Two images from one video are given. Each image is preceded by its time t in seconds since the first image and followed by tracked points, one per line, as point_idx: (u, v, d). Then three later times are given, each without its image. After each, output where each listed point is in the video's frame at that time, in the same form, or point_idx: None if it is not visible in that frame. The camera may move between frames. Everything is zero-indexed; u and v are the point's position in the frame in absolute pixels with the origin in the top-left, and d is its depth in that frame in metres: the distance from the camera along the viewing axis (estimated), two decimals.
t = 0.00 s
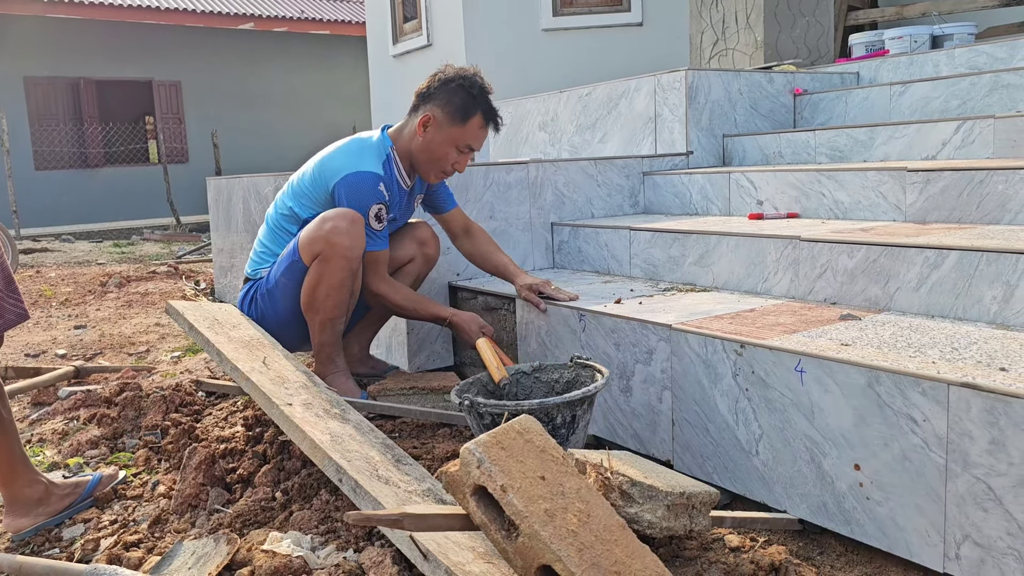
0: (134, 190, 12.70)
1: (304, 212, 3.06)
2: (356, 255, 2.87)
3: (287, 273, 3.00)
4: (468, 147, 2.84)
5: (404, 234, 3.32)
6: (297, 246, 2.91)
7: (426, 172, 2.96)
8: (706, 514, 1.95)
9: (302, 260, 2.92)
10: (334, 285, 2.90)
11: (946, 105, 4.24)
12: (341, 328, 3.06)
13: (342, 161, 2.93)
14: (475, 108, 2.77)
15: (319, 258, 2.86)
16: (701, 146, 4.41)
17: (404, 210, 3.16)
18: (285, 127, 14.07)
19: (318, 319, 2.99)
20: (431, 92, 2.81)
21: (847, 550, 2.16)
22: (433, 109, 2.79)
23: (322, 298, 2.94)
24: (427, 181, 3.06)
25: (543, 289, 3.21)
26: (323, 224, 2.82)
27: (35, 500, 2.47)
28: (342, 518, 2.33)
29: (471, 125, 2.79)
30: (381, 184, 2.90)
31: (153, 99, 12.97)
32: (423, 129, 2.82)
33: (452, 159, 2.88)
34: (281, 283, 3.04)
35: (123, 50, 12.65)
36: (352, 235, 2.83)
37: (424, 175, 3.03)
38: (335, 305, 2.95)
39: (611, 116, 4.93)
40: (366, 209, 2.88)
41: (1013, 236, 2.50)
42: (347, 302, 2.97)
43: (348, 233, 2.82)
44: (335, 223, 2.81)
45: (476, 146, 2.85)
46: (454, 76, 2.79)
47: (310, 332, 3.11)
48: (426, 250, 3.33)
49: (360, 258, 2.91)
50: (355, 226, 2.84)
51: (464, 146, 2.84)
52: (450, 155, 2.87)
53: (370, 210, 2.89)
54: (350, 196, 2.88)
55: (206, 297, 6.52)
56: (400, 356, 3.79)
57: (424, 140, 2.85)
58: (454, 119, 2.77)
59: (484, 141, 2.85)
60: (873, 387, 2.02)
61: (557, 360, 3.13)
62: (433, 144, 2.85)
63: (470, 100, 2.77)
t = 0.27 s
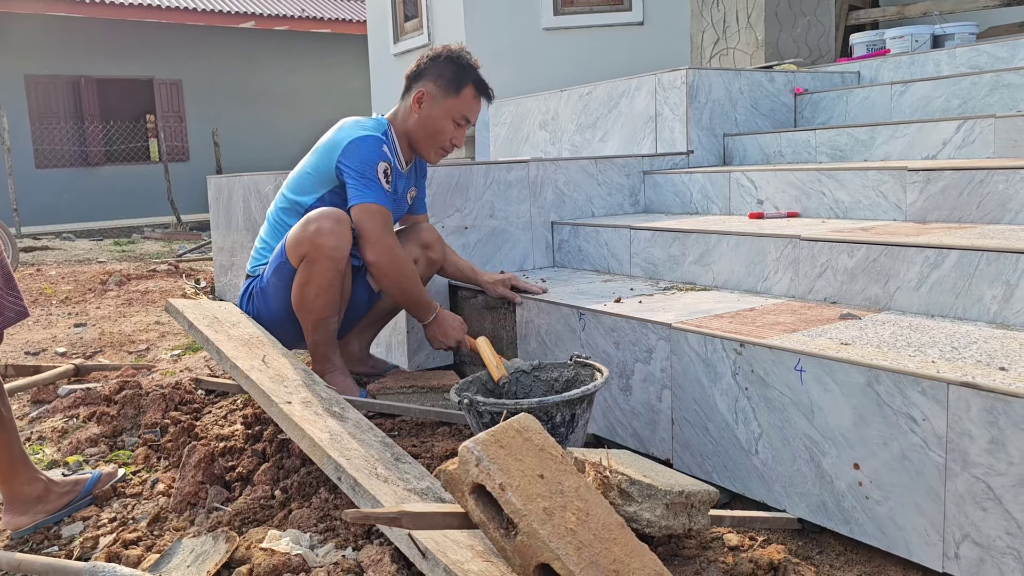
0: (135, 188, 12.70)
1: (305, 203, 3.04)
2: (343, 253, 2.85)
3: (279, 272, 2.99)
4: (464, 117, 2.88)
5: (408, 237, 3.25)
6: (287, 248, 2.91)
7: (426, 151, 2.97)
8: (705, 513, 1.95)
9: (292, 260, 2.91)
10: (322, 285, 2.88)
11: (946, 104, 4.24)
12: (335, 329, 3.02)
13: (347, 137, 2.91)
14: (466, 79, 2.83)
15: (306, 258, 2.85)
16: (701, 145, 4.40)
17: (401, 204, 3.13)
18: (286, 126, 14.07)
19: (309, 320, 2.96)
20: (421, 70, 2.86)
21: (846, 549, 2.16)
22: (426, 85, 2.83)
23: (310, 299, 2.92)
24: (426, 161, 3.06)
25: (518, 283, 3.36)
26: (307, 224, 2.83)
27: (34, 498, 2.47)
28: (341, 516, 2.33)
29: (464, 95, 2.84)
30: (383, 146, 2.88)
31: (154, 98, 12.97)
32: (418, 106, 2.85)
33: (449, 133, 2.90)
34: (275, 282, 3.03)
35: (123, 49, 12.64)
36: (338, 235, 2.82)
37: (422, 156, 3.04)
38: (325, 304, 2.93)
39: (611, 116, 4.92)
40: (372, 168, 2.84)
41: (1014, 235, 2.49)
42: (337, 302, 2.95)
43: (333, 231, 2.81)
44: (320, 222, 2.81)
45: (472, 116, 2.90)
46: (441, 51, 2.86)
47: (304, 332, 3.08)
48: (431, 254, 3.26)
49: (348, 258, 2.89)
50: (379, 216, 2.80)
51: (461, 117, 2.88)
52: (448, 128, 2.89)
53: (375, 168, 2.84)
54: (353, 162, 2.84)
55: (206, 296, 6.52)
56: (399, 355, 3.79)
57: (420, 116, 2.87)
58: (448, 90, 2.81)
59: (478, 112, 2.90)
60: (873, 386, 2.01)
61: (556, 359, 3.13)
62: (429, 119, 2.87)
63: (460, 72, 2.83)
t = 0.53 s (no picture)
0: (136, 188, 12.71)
1: (308, 200, 3.05)
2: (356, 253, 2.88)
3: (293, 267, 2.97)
4: (460, 103, 2.85)
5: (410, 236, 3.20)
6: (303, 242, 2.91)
7: (425, 141, 2.94)
8: (705, 514, 1.95)
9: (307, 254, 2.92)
10: (333, 281, 2.90)
11: (948, 105, 4.23)
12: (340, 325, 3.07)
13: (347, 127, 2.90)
14: (458, 65, 2.82)
15: (321, 252, 2.87)
16: (702, 145, 4.39)
17: (399, 202, 3.11)
18: (287, 125, 14.07)
19: (315, 313, 3.00)
20: (413, 63, 2.87)
21: (848, 551, 2.16)
22: (418, 76, 2.83)
23: (318, 293, 2.94)
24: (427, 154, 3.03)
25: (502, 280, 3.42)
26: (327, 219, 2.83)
27: (34, 497, 2.47)
28: (340, 516, 2.32)
29: (457, 80, 2.82)
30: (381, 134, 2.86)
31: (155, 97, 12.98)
32: (412, 96, 2.84)
33: (446, 121, 2.88)
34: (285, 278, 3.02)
35: (125, 48, 12.64)
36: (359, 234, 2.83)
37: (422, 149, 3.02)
38: (333, 301, 2.96)
39: (612, 116, 4.92)
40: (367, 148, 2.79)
41: (1016, 236, 2.48)
42: (346, 299, 2.98)
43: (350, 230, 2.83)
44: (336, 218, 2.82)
45: (467, 102, 2.87)
46: (431, 42, 2.87)
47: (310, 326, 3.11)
48: (432, 254, 3.24)
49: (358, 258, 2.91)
50: (366, 191, 2.67)
51: (456, 104, 2.86)
52: (445, 116, 2.87)
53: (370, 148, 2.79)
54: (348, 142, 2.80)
55: (207, 295, 6.52)
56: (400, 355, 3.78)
57: (416, 106, 2.86)
58: (441, 77, 2.80)
59: (474, 98, 2.88)
60: (873, 387, 2.01)
61: (557, 359, 3.13)
62: (425, 108, 2.85)
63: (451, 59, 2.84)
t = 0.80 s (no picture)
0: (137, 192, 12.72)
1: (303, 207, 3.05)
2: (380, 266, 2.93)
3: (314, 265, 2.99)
4: (449, 99, 2.80)
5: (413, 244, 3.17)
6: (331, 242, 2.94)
7: (419, 139, 2.91)
8: (705, 519, 1.95)
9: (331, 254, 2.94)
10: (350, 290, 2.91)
11: (948, 110, 4.24)
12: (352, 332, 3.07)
13: (336, 137, 2.87)
14: (443, 58, 2.77)
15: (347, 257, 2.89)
16: (703, 150, 4.40)
17: (397, 200, 3.13)
18: (288, 130, 14.09)
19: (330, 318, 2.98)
20: (398, 62, 2.84)
21: (848, 556, 2.15)
22: (403, 75, 2.81)
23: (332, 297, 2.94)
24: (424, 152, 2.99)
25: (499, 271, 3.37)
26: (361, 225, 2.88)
27: (34, 502, 2.46)
28: (340, 521, 2.32)
29: (444, 75, 2.77)
30: (371, 145, 2.83)
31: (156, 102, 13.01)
32: (399, 96, 2.82)
33: (437, 117, 2.83)
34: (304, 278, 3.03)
35: (126, 53, 12.67)
36: (388, 245, 2.90)
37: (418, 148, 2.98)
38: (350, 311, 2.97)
39: (613, 121, 4.92)
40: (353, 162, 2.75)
41: (1016, 241, 2.49)
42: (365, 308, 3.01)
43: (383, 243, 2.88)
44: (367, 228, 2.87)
45: (456, 96, 2.81)
46: (415, 41, 2.84)
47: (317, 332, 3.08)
48: (436, 264, 3.19)
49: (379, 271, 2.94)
50: (339, 215, 2.64)
51: (445, 100, 2.81)
52: (435, 113, 2.83)
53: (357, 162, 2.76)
54: (334, 158, 2.77)
55: (207, 300, 6.52)
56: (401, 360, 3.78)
57: (405, 106, 2.83)
58: (425, 74, 2.77)
59: (464, 91, 2.82)
60: (873, 393, 2.01)
61: (557, 364, 3.13)
62: (414, 107, 2.82)
63: (436, 54, 2.79)
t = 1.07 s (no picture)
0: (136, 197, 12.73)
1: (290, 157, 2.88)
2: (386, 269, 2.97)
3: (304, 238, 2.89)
4: (444, 53, 2.58)
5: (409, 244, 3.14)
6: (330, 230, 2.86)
7: (413, 96, 2.71)
8: (704, 524, 1.95)
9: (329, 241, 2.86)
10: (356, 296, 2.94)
11: (946, 116, 4.25)
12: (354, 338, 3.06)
13: (324, 93, 2.68)
14: (437, 8, 2.53)
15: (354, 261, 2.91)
16: (701, 156, 4.41)
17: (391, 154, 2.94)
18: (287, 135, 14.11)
19: (331, 324, 2.99)
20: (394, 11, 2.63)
21: (846, 561, 2.15)
22: (397, 26, 2.60)
23: (334, 300, 2.94)
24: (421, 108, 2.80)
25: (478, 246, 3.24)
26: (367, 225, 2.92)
27: (34, 506, 2.47)
28: (340, 526, 2.32)
29: (438, 27, 2.54)
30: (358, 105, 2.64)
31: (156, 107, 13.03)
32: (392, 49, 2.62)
33: (431, 73, 2.62)
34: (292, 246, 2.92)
35: (126, 58, 12.69)
36: (391, 253, 2.97)
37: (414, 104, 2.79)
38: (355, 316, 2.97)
39: (612, 126, 4.94)
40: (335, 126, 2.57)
41: (1013, 247, 2.50)
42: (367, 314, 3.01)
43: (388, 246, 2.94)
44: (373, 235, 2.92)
45: (449, 52, 2.58)
46: None
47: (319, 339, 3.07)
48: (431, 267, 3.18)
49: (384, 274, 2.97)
50: (318, 187, 2.49)
51: (439, 54, 2.58)
52: (428, 69, 2.61)
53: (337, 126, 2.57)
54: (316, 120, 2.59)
55: (206, 305, 6.52)
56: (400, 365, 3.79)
57: (398, 59, 2.64)
58: (417, 25, 2.55)
59: (461, 47, 2.58)
60: (872, 399, 2.01)
61: (556, 369, 3.13)
62: (407, 61, 2.62)
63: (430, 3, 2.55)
